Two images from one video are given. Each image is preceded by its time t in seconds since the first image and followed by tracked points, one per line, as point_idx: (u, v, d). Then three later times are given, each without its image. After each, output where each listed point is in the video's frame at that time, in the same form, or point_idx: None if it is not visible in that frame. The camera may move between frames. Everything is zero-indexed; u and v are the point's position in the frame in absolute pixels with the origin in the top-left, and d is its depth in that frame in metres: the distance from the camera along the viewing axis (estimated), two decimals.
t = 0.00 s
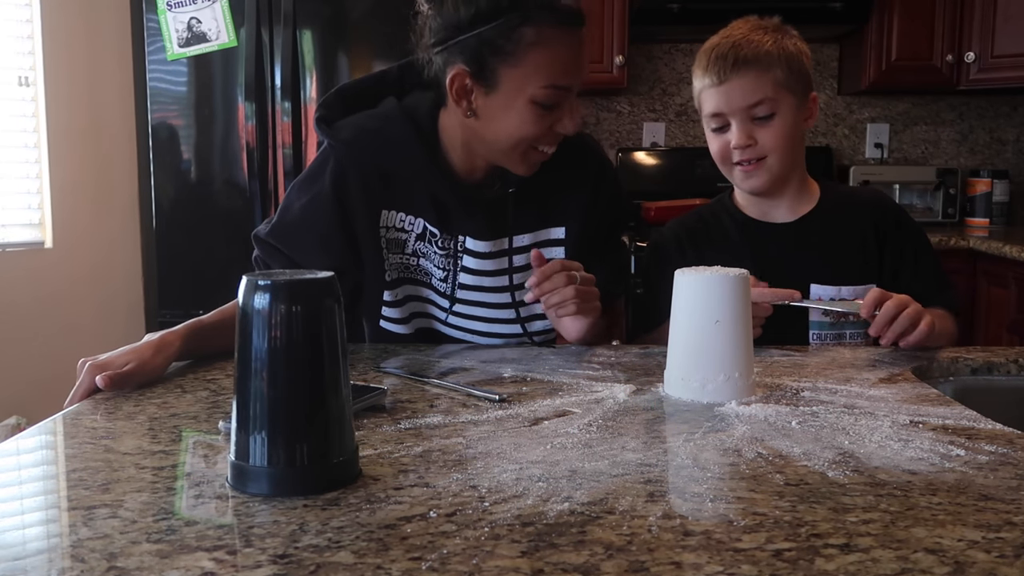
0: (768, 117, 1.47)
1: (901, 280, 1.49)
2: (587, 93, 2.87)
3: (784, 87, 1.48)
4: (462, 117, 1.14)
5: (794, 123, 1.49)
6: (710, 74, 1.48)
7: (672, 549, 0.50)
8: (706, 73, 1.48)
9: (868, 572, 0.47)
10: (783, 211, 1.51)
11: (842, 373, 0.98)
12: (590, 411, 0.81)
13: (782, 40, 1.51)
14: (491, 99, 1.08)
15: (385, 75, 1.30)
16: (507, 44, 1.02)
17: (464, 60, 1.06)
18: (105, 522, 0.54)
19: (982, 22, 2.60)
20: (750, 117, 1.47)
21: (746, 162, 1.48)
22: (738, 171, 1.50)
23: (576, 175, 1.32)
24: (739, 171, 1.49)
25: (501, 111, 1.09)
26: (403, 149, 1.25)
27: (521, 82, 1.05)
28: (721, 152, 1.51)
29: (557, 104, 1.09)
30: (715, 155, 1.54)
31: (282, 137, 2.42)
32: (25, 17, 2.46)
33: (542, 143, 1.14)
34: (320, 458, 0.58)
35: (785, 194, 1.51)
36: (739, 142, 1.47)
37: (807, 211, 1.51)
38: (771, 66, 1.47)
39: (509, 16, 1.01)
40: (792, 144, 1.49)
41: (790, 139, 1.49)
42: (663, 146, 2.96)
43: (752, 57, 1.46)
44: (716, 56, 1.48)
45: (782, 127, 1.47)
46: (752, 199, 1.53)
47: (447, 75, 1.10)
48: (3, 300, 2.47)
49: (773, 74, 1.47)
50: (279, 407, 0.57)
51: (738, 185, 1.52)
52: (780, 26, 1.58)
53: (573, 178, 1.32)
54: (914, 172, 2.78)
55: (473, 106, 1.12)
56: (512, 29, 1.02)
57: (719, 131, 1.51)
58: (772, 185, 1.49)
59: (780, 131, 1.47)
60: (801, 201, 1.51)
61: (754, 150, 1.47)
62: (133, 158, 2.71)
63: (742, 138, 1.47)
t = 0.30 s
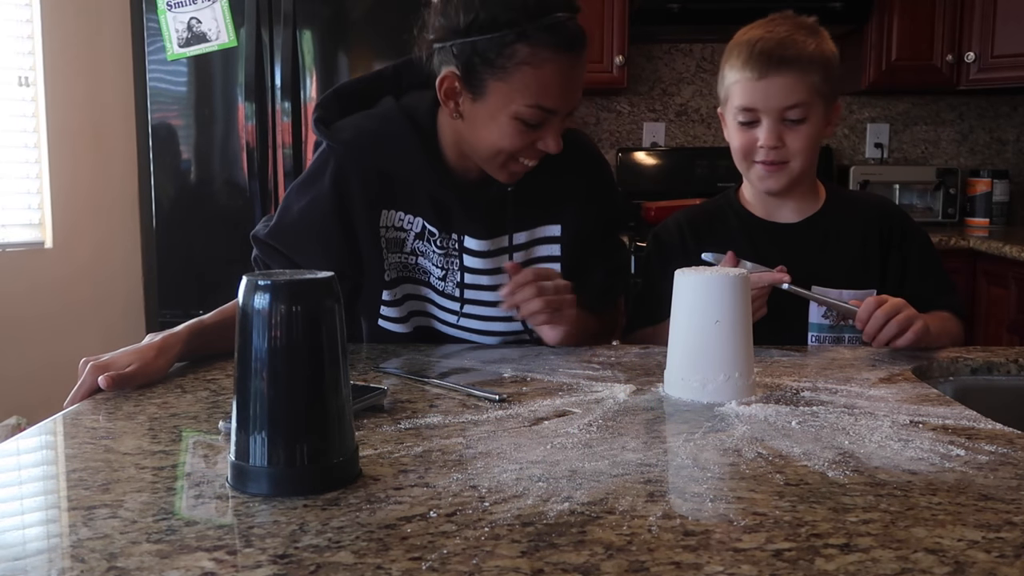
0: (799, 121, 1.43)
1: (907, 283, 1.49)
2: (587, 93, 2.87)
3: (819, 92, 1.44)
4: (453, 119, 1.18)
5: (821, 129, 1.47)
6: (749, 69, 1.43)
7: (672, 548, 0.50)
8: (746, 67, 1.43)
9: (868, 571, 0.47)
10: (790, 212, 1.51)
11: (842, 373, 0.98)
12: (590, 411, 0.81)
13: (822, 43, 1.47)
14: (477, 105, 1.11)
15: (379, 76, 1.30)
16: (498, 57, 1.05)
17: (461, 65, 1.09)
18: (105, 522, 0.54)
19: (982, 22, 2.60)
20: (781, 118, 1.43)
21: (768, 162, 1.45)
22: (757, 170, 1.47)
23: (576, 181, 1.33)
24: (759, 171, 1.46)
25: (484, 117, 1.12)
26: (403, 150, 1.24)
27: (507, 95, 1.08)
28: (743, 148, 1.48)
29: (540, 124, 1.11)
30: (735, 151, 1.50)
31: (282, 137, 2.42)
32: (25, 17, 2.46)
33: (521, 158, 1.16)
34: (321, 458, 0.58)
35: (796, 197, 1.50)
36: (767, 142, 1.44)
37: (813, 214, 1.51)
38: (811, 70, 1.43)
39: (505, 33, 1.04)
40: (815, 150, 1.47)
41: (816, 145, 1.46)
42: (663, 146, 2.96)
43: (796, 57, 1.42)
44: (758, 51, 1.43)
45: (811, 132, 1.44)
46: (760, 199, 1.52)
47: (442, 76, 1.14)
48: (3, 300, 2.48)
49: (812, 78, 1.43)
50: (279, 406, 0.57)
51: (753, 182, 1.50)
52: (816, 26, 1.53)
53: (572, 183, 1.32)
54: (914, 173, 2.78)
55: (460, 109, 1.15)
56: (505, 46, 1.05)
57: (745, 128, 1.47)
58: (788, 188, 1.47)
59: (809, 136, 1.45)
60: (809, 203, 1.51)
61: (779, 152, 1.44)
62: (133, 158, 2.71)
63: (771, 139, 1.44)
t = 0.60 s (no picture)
0: (866, 147, 1.32)
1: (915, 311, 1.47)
2: (587, 93, 2.88)
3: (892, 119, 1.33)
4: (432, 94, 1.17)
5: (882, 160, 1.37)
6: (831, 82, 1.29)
7: (672, 548, 0.50)
8: (832, 80, 1.28)
9: (868, 572, 0.47)
10: (817, 223, 1.45)
11: (842, 373, 0.98)
12: (590, 411, 0.81)
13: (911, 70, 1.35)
14: (452, 80, 1.11)
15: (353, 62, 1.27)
16: (472, 35, 1.04)
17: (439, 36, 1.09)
18: (105, 522, 0.54)
19: (982, 22, 2.60)
20: (849, 141, 1.31)
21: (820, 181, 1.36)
22: (805, 182, 1.38)
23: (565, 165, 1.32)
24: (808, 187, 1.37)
25: (458, 92, 1.11)
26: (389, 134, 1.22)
27: (478, 73, 1.07)
28: (800, 157, 1.37)
29: (512, 107, 1.09)
30: (788, 157, 1.39)
31: (283, 137, 2.43)
32: (25, 17, 2.46)
33: (494, 137, 1.14)
34: (321, 458, 0.59)
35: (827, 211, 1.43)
36: (829, 161, 1.33)
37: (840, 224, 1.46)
38: (892, 96, 1.31)
39: (481, 11, 1.04)
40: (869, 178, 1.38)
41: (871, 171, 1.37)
42: (663, 146, 2.96)
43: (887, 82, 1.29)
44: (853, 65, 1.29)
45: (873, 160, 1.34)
46: (791, 205, 1.45)
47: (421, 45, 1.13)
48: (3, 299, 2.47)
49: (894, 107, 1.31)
50: (279, 406, 0.57)
51: (796, 190, 1.41)
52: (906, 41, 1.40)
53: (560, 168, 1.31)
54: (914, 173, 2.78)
55: (438, 82, 1.14)
56: (480, 25, 1.04)
57: (805, 140, 1.35)
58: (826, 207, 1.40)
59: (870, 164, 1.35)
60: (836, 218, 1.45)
61: (836, 173, 1.34)
62: (133, 159, 2.71)
63: (833, 159, 1.33)
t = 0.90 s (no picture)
0: (906, 180, 1.30)
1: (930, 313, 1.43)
2: (587, 93, 2.87)
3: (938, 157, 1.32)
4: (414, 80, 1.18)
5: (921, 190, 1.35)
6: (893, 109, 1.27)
7: (672, 548, 0.50)
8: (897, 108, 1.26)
9: (869, 572, 0.47)
10: (838, 235, 1.44)
11: (842, 373, 0.98)
12: (590, 411, 0.81)
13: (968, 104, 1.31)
14: (429, 66, 1.11)
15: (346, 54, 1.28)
16: (448, 22, 1.05)
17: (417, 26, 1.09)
18: (105, 522, 0.54)
19: (982, 22, 2.60)
20: (892, 171, 1.29)
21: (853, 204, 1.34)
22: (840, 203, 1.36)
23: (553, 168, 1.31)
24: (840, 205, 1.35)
25: (435, 77, 1.12)
26: (380, 123, 1.24)
27: (453, 59, 1.07)
28: (841, 178, 1.34)
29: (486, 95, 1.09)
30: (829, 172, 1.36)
31: (283, 137, 2.43)
32: (25, 17, 2.45)
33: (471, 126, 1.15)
34: (321, 458, 0.59)
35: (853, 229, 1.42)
36: (867, 190, 1.31)
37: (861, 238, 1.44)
38: (946, 136, 1.29)
39: None
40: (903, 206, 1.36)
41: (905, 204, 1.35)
42: (663, 146, 2.96)
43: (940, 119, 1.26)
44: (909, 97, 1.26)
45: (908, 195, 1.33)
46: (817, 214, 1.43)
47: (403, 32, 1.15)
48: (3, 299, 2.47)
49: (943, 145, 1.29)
50: (279, 406, 0.57)
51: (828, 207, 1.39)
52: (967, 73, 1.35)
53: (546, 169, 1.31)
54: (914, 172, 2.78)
55: (419, 70, 1.15)
56: (455, 13, 1.04)
57: (851, 159, 1.32)
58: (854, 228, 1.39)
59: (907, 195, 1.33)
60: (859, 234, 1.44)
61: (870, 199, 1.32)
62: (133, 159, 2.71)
63: (871, 187, 1.31)
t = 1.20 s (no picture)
0: (892, 164, 1.30)
1: (934, 314, 1.43)
2: (587, 93, 2.87)
3: (925, 143, 1.32)
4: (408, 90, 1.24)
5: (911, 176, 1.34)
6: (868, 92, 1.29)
7: (672, 548, 0.50)
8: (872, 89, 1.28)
9: (868, 571, 0.47)
10: (838, 230, 1.44)
11: (842, 373, 0.98)
12: (590, 411, 0.81)
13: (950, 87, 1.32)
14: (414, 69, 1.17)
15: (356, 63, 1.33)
16: (424, 21, 1.11)
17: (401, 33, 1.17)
18: (105, 522, 0.54)
19: (982, 23, 2.60)
20: (876, 154, 1.30)
21: (842, 190, 1.33)
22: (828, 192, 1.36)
23: (548, 177, 1.32)
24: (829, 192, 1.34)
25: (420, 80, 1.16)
26: (377, 130, 1.25)
27: (431, 56, 1.12)
28: (826, 166, 1.35)
29: (465, 89, 1.12)
30: (817, 163, 1.37)
31: (283, 137, 2.42)
32: (25, 17, 2.46)
33: (456, 126, 1.17)
34: (321, 458, 0.58)
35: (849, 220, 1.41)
36: (851, 174, 1.31)
37: (860, 234, 1.44)
38: (929, 119, 1.30)
39: None
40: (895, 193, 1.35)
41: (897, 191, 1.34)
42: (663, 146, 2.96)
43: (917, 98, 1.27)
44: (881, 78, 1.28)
45: (898, 180, 1.31)
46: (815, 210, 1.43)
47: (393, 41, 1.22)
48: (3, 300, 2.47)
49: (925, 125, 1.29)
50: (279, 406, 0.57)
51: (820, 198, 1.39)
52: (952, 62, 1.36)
53: (542, 176, 1.31)
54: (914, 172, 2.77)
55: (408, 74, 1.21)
56: (429, 11, 1.10)
57: (836, 147, 1.33)
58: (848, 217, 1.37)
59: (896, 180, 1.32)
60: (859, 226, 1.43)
61: (859, 184, 1.31)
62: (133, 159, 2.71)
63: (856, 171, 1.30)
